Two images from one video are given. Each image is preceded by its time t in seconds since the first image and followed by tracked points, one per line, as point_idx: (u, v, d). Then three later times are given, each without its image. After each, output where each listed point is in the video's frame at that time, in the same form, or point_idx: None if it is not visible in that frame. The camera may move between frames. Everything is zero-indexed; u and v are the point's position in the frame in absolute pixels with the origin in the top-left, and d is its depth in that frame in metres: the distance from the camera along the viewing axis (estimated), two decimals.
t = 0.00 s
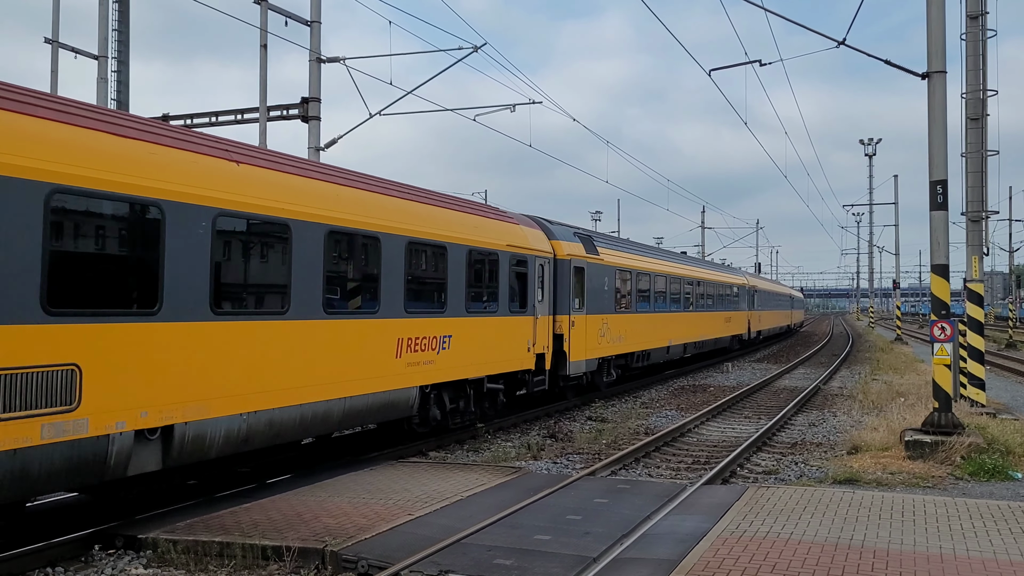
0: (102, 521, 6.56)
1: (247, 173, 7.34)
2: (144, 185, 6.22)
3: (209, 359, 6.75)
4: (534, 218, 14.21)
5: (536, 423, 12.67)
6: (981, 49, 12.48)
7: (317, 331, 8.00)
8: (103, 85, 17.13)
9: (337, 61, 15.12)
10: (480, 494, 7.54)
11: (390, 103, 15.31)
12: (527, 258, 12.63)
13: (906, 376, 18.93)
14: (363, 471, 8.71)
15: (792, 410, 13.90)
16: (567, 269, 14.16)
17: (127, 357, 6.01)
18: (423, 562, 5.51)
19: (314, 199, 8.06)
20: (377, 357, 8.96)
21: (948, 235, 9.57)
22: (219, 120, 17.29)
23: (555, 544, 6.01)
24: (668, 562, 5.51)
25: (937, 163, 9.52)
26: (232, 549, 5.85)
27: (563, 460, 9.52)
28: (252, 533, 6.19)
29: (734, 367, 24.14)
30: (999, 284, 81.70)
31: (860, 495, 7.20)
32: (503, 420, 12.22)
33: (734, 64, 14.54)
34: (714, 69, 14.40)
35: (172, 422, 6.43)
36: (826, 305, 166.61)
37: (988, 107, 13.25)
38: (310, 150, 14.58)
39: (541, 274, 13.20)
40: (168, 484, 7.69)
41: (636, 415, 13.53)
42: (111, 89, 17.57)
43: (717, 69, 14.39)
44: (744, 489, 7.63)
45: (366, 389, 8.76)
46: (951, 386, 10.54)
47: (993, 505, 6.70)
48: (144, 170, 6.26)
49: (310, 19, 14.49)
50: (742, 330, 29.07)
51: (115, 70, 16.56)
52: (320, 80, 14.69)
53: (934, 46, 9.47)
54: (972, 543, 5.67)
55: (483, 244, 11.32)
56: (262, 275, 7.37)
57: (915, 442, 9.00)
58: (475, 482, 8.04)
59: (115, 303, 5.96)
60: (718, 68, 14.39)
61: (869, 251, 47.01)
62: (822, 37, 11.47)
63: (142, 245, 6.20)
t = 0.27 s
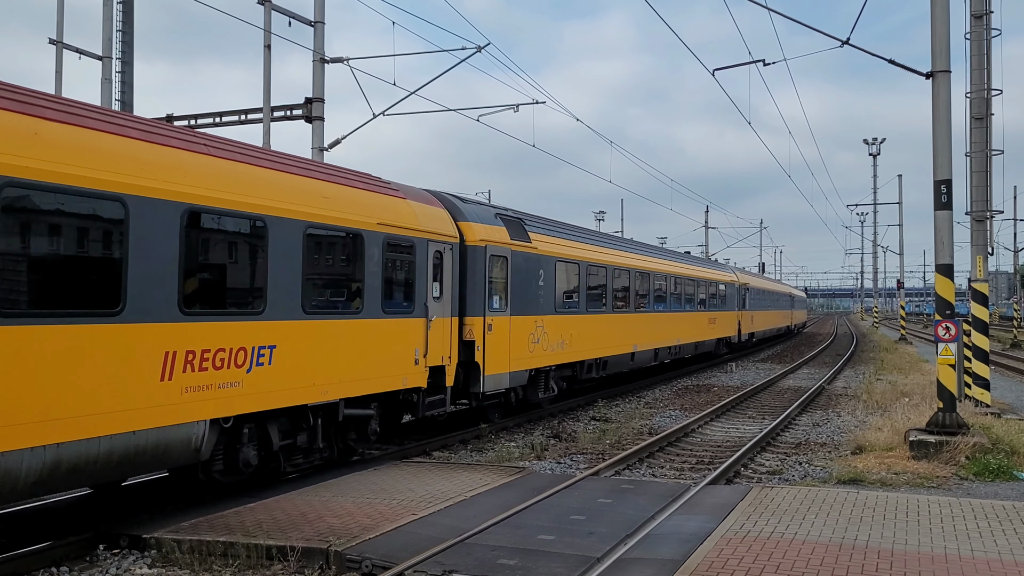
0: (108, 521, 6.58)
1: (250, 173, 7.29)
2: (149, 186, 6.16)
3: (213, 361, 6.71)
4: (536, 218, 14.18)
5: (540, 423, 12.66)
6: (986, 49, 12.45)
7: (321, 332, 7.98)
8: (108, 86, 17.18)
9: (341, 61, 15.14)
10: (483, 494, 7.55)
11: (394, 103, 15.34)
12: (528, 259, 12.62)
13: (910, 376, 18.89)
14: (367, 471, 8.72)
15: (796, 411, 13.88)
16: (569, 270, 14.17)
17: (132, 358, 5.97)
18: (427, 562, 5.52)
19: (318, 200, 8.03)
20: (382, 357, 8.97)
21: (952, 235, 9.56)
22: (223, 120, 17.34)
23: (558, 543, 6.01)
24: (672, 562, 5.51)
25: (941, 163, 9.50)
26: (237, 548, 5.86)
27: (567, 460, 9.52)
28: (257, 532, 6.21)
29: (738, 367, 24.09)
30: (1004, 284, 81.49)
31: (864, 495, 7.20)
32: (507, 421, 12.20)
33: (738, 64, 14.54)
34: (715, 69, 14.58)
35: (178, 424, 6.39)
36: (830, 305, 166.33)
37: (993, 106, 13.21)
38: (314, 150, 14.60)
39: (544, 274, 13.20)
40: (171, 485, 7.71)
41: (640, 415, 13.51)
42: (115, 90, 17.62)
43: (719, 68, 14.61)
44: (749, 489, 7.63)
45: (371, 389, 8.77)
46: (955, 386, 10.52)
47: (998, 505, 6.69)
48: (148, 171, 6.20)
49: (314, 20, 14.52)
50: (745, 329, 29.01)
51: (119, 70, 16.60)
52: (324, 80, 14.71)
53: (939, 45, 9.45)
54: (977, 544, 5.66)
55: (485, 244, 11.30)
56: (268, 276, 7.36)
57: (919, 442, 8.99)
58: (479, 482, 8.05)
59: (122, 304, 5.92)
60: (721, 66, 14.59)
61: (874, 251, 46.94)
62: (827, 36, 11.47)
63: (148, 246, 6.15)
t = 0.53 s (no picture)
0: (112, 521, 6.60)
1: (248, 173, 7.32)
2: (147, 186, 6.18)
3: (214, 361, 6.73)
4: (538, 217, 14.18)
5: (543, 423, 12.66)
6: (990, 48, 12.42)
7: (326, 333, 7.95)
8: (111, 87, 17.22)
9: (344, 61, 15.15)
10: (487, 494, 7.55)
11: (397, 103, 15.33)
12: (531, 259, 12.58)
13: (914, 376, 18.84)
14: (370, 471, 8.73)
15: (800, 410, 13.86)
16: (572, 270, 14.13)
17: (133, 358, 5.99)
18: (430, 562, 5.53)
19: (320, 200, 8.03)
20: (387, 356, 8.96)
21: (956, 234, 9.54)
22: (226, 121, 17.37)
23: (561, 543, 6.01)
24: (675, 562, 5.51)
25: (945, 162, 9.49)
26: (240, 548, 5.87)
27: (570, 460, 9.52)
28: (260, 532, 6.22)
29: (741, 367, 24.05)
30: (1008, 284, 81.31)
31: (867, 494, 7.19)
32: (511, 421, 12.19)
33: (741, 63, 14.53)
34: (720, 69, 14.56)
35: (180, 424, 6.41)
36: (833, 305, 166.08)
37: (997, 106, 13.18)
38: (318, 150, 14.62)
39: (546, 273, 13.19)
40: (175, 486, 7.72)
41: (643, 415, 13.50)
42: (118, 91, 17.66)
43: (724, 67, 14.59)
44: (752, 489, 7.63)
45: (377, 388, 8.74)
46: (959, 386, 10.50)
47: (1002, 505, 6.67)
48: (147, 171, 6.22)
49: (317, 20, 14.53)
50: (749, 329, 28.97)
51: (123, 71, 16.63)
52: (326, 80, 14.72)
53: (942, 45, 9.44)
54: (981, 544, 5.65)
55: (487, 243, 11.29)
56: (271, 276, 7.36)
57: (923, 442, 8.98)
58: (482, 482, 8.05)
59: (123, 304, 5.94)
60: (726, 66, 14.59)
61: (877, 250, 46.90)
62: (829, 36, 11.46)
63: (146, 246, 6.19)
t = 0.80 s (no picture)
0: (115, 521, 6.61)
1: (256, 173, 7.32)
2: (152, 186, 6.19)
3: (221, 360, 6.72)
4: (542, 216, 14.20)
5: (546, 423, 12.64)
6: (993, 47, 12.40)
7: (326, 332, 7.93)
8: (114, 87, 17.26)
9: (347, 61, 15.17)
10: (489, 493, 7.54)
11: (399, 104, 15.33)
12: (534, 258, 12.55)
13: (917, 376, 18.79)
14: (373, 470, 8.73)
15: (803, 410, 13.83)
16: (576, 269, 14.10)
17: (140, 359, 5.99)
18: (433, 562, 5.53)
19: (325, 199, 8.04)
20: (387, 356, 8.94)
21: (959, 234, 9.52)
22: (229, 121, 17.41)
23: (564, 543, 6.02)
24: (678, 562, 5.50)
25: (948, 162, 9.48)
26: (244, 548, 5.88)
27: (573, 460, 9.51)
28: (263, 532, 6.23)
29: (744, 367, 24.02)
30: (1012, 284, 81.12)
31: (871, 494, 7.18)
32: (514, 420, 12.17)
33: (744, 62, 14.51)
34: (722, 68, 14.44)
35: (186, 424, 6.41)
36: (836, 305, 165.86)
37: (1000, 105, 13.16)
38: (320, 150, 14.63)
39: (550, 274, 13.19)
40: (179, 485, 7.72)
41: (646, 415, 13.49)
42: (121, 91, 17.69)
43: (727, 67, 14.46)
44: (755, 489, 7.62)
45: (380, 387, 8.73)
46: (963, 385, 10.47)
47: (1006, 505, 6.66)
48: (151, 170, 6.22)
49: (319, 20, 14.55)
50: (752, 329, 28.93)
51: (126, 71, 16.66)
52: (329, 80, 14.74)
53: (945, 44, 9.42)
54: (985, 543, 5.64)
55: (492, 243, 11.28)
56: (278, 277, 7.37)
57: (926, 441, 8.96)
58: (485, 482, 8.04)
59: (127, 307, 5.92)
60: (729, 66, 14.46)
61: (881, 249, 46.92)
62: (832, 35, 11.47)
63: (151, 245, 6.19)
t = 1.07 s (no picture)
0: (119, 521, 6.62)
1: (260, 173, 7.37)
2: (151, 186, 6.20)
3: (224, 359, 6.77)
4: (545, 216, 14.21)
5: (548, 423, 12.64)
6: (996, 47, 12.38)
7: (328, 332, 7.96)
8: (117, 87, 17.28)
9: (349, 61, 15.18)
10: (492, 493, 7.54)
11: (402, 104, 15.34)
12: (536, 258, 12.53)
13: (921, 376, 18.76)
14: (375, 470, 8.73)
15: (806, 410, 13.82)
16: (577, 269, 14.05)
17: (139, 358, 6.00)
18: (435, 561, 5.53)
19: (326, 200, 8.05)
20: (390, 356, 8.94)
21: (962, 233, 9.51)
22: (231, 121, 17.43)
23: (567, 543, 6.02)
24: (680, 562, 5.50)
25: (951, 161, 9.46)
26: (246, 547, 5.89)
27: (575, 460, 9.50)
28: (266, 531, 6.24)
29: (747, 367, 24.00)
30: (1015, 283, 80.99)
31: (874, 494, 7.17)
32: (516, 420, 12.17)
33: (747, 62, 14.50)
34: (726, 69, 14.41)
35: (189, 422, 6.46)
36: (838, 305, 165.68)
37: (1003, 104, 13.14)
38: (323, 150, 14.64)
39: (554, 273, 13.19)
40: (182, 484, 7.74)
41: (649, 415, 13.48)
42: (124, 91, 17.71)
43: (729, 67, 14.44)
44: (757, 489, 7.62)
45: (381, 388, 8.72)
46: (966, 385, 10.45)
47: (1009, 505, 6.65)
48: (155, 170, 6.27)
49: (322, 20, 14.56)
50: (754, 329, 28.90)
51: (129, 71, 16.67)
52: (332, 80, 14.75)
53: (948, 43, 9.41)
54: (987, 543, 5.63)
55: (492, 243, 11.25)
56: (280, 277, 7.41)
57: (929, 441, 8.95)
58: (487, 482, 8.04)
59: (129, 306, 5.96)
60: (730, 65, 14.47)
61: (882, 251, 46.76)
62: (835, 35, 11.45)
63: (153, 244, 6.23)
